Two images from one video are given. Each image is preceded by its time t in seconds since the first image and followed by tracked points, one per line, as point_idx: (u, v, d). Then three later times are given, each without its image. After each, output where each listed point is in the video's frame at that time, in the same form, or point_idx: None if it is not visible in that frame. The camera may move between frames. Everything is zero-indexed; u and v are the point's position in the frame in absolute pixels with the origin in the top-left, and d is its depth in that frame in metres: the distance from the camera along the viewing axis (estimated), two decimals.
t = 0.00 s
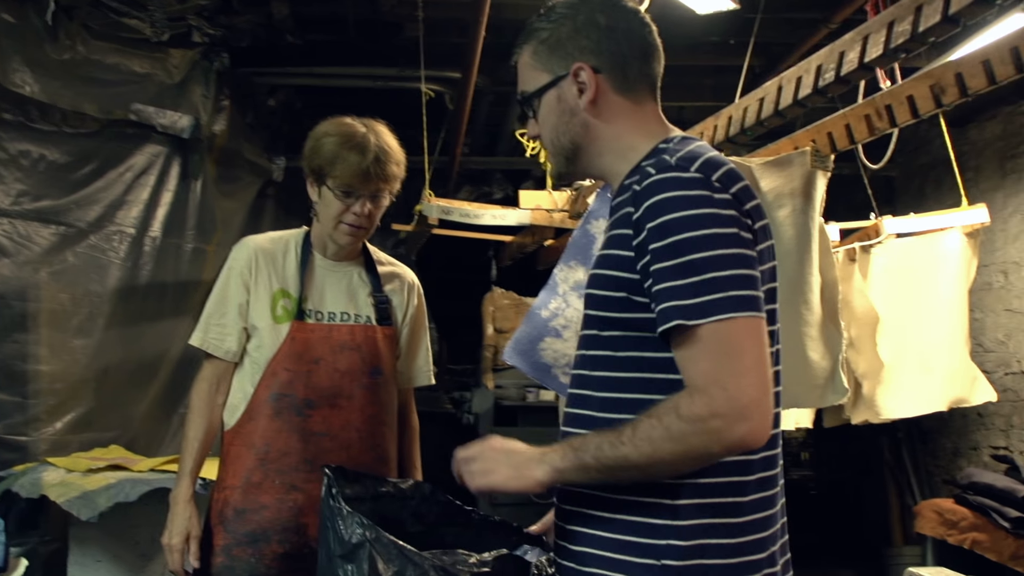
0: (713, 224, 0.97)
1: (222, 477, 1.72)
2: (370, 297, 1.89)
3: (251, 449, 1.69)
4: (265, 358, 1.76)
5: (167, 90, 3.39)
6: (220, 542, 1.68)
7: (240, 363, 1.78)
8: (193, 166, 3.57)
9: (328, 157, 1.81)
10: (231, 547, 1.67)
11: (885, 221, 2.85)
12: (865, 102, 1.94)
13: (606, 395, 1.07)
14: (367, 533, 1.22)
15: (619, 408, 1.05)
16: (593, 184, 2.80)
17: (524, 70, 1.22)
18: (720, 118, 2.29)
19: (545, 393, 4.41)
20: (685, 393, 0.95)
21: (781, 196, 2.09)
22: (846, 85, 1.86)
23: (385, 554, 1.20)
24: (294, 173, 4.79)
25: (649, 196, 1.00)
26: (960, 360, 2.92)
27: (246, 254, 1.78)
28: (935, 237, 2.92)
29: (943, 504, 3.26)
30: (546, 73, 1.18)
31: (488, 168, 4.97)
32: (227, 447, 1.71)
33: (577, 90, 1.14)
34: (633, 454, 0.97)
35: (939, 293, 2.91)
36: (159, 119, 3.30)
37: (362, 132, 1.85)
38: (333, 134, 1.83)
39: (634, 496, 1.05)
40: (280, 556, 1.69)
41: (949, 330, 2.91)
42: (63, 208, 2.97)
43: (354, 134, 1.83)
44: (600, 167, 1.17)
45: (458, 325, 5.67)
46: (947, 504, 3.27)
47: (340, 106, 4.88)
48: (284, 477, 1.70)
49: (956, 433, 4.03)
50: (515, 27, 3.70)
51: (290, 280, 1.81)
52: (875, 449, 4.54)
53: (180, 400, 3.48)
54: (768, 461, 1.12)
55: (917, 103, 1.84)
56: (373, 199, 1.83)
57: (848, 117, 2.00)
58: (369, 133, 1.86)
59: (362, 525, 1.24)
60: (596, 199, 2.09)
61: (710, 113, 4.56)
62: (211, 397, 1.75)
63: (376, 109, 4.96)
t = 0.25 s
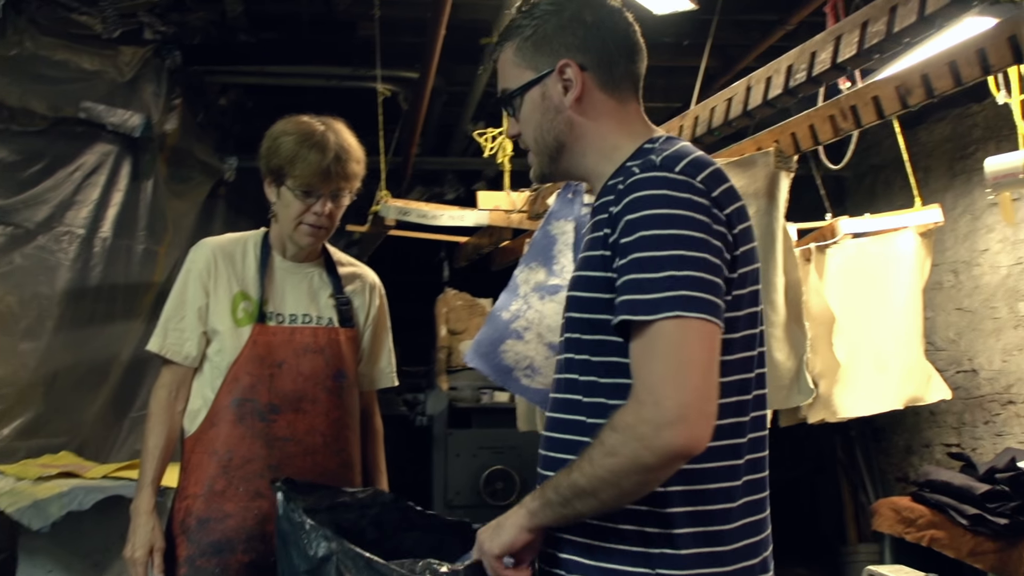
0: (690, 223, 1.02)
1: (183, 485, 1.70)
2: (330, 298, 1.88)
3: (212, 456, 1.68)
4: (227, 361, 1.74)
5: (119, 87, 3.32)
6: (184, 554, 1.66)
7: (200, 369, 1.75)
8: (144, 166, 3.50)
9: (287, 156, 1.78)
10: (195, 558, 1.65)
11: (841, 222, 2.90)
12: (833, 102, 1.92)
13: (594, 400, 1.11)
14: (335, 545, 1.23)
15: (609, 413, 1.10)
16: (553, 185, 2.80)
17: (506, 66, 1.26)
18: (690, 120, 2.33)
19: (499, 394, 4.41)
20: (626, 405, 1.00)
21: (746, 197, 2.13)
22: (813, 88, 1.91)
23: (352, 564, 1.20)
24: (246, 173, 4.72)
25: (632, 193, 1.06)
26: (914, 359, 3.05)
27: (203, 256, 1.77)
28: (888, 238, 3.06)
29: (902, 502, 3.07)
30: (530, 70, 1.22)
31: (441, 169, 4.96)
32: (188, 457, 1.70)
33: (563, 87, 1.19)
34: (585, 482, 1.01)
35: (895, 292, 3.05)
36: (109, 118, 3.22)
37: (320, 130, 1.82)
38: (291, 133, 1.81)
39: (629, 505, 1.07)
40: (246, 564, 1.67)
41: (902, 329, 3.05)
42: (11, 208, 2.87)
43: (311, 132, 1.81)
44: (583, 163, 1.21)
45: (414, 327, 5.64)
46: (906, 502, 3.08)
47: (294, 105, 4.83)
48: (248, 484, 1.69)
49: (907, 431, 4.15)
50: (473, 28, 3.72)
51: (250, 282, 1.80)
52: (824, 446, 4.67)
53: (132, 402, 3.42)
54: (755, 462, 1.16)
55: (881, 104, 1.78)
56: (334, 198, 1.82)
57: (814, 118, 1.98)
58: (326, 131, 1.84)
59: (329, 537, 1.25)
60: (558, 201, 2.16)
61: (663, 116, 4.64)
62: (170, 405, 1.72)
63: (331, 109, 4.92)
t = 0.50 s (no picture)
0: (688, 210, 1.01)
1: (152, 489, 1.64)
2: (303, 295, 1.84)
3: (183, 459, 1.63)
4: (198, 362, 1.69)
5: (77, 84, 3.24)
6: (154, 561, 1.60)
7: (169, 370, 1.70)
8: (103, 165, 3.39)
9: (258, 150, 1.74)
10: (166, 565, 1.59)
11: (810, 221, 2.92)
12: (809, 100, 1.92)
13: (582, 395, 1.10)
14: (287, 552, 1.19)
15: (598, 408, 1.08)
16: (525, 183, 2.77)
17: (494, 55, 1.24)
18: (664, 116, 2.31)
19: (465, 397, 4.36)
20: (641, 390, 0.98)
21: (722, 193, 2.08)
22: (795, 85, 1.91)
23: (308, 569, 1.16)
24: (208, 173, 4.63)
25: (627, 181, 1.05)
26: (884, 359, 3.09)
27: (172, 254, 1.71)
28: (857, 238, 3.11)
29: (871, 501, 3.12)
30: (521, 60, 1.21)
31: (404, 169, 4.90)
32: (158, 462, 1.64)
33: (554, 76, 1.17)
34: (589, 469, 0.99)
35: (863, 291, 3.09)
36: (68, 115, 3.12)
37: (291, 123, 1.78)
38: (262, 126, 1.76)
39: (621, 504, 1.06)
40: (219, 570, 1.62)
41: (872, 330, 3.09)
42: None
43: (283, 125, 1.77)
44: (575, 154, 1.20)
45: (380, 329, 5.58)
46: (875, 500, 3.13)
47: (258, 104, 4.75)
48: (221, 487, 1.63)
49: (875, 431, 4.22)
50: (442, 26, 3.69)
51: (221, 280, 1.75)
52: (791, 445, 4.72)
53: (88, 407, 3.33)
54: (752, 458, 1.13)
55: (860, 102, 1.81)
56: (306, 193, 1.78)
57: (790, 116, 1.99)
58: (297, 124, 1.79)
59: (280, 543, 1.21)
60: (532, 198, 2.12)
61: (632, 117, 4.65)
62: (138, 408, 1.67)
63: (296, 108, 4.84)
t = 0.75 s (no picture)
0: (694, 209, 1.00)
1: (136, 490, 1.60)
2: (290, 291, 1.81)
3: (168, 458, 1.59)
4: (183, 359, 1.66)
5: (54, 77, 3.17)
6: (138, 563, 1.56)
7: (152, 368, 1.66)
8: (80, 160, 3.31)
9: (244, 143, 1.70)
10: (150, 567, 1.55)
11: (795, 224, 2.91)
12: (802, 100, 1.98)
13: (581, 395, 1.09)
14: (265, 552, 1.14)
15: (599, 408, 1.07)
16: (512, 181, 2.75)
17: (479, 70, 1.22)
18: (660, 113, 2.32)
19: (445, 398, 4.33)
20: (658, 394, 0.98)
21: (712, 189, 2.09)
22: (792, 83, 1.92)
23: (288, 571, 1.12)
24: (187, 169, 4.56)
25: (628, 181, 1.04)
26: (868, 362, 3.11)
27: (155, 250, 1.67)
28: (842, 240, 3.14)
29: (854, 503, 3.14)
30: (509, 67, 1.19)
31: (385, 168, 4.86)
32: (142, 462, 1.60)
33: (549, 77, 1.16)
34: (602, 466, 0.99)
35: (847, 294, 3.13)
36: (45, 109, 3.05)
37: (278, 115, 1.75)
38: (248, 120, 1.73)
39: (620, 503, 1.05)
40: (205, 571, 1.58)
41: (857, 332, 3.11)
42: None
43: (269, 117, 1.74)
44: (578, 153, 1.17)
45: (361, 329, 5.53)
46: (858, 503, 3.15)
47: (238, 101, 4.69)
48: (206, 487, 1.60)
49: (856, 435, 4.25)
50: (428, 24, 3.67)
51: (206, 276, 1.71)
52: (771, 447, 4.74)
53: (62, 407, 3.27)
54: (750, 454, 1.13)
55: (853, 101, 1.85)
56: (293, 187, 1.75)
57: (782, 115, 2.04)
58: (284, 117, 1.76)
59: (258, 543, 1.16)
60: (520, 196, 2.08)
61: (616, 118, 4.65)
62: (121, 407, 1.63)
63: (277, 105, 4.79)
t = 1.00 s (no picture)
0: (695, 213, 1.00)
1: (132, 491, 1.59)
2: (288, 292, 1.80)
3: (165, 460, 1.58)
4: (181, 360, 1.65)
5: (49, 72, 3.15)
6: (133, 565, 1.55)
7: (149, 369, 1.65)
8: (75, 155, 3.29)
9: (244, 144, 1.69)
10: (146, 569, 1.54)
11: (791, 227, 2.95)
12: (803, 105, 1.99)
13: (587, 406, 1.09)
14: (261, 555, 1.13)
15: (608, 416, 1.07)
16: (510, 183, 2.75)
17: (475, 94, 1.22)
18: (659, 117, 2.33)
19: (438, 399, 4.31)
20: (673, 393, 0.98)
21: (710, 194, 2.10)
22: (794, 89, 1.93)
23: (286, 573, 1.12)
24: (182, 166, 4.54)
25: (629, 191, 1.03)
26: (862, 367, 3.12)
27: (153, 250, 1.66)
28: (837, 245, 3.15)
29: (847, 509, 3.14)
30: (507, 86, 1.19)
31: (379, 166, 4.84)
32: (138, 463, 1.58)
33: (548, 92, 1.17)
34: (619, 466, 0.98)
35: (842, 300, 3.13)
36: (40, 103, 3.02)
37: (279, 115, 1.74)
38: (248, 120, 1.71)
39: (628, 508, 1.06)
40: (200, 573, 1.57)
41: (851, 338, 3.12)
42: None
43: (270, 117, 1.73)
44: (583, 167, 1.18)
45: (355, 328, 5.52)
46: (852, 509, 3.15)
47: (233, 97, 4.67)
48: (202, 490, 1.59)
49: (849, 439, 4.27)
50: (426, 23, 3.66)
51: (204, 277, 1.70)
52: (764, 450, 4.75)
53: (53, 405, 3.26)
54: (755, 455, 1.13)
55: (854, 108, 1.87)
56: (293, 188, 1.74)
57: (782, 121, 2.05)
58: (285, 117, 1.75)
59: (254, 545, 1.15)
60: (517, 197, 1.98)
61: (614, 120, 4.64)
62: (118, 407, 1.62)
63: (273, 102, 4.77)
